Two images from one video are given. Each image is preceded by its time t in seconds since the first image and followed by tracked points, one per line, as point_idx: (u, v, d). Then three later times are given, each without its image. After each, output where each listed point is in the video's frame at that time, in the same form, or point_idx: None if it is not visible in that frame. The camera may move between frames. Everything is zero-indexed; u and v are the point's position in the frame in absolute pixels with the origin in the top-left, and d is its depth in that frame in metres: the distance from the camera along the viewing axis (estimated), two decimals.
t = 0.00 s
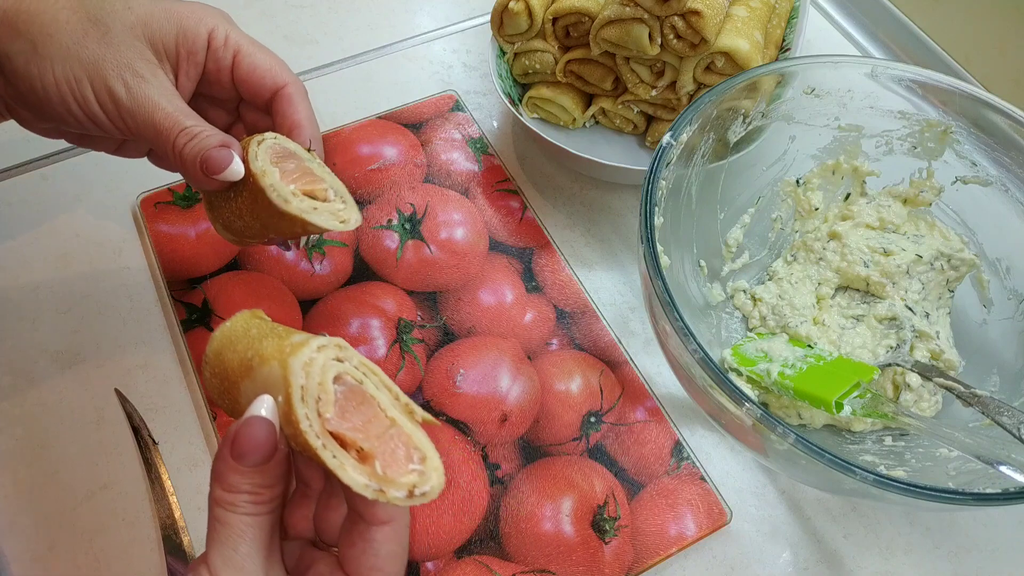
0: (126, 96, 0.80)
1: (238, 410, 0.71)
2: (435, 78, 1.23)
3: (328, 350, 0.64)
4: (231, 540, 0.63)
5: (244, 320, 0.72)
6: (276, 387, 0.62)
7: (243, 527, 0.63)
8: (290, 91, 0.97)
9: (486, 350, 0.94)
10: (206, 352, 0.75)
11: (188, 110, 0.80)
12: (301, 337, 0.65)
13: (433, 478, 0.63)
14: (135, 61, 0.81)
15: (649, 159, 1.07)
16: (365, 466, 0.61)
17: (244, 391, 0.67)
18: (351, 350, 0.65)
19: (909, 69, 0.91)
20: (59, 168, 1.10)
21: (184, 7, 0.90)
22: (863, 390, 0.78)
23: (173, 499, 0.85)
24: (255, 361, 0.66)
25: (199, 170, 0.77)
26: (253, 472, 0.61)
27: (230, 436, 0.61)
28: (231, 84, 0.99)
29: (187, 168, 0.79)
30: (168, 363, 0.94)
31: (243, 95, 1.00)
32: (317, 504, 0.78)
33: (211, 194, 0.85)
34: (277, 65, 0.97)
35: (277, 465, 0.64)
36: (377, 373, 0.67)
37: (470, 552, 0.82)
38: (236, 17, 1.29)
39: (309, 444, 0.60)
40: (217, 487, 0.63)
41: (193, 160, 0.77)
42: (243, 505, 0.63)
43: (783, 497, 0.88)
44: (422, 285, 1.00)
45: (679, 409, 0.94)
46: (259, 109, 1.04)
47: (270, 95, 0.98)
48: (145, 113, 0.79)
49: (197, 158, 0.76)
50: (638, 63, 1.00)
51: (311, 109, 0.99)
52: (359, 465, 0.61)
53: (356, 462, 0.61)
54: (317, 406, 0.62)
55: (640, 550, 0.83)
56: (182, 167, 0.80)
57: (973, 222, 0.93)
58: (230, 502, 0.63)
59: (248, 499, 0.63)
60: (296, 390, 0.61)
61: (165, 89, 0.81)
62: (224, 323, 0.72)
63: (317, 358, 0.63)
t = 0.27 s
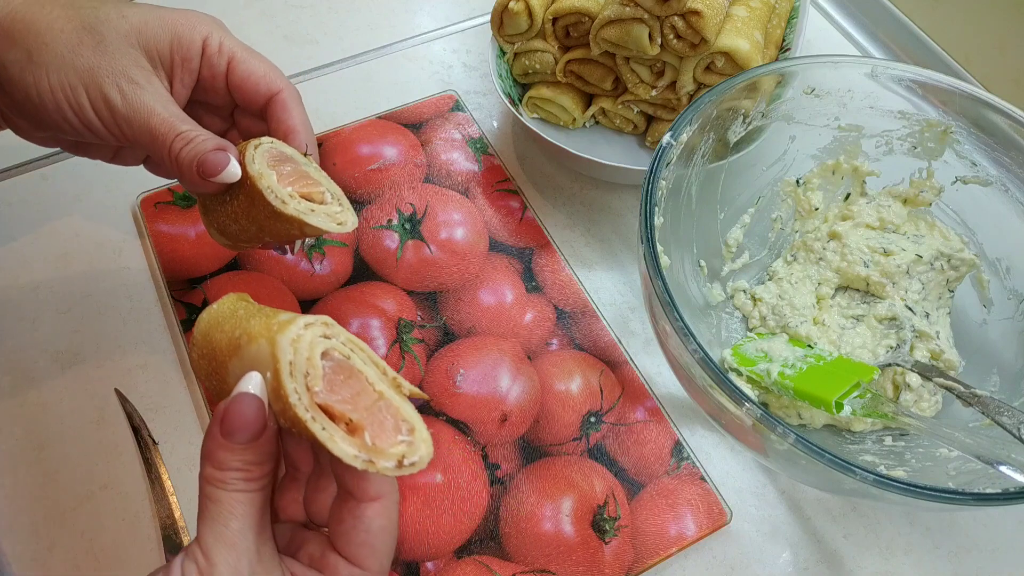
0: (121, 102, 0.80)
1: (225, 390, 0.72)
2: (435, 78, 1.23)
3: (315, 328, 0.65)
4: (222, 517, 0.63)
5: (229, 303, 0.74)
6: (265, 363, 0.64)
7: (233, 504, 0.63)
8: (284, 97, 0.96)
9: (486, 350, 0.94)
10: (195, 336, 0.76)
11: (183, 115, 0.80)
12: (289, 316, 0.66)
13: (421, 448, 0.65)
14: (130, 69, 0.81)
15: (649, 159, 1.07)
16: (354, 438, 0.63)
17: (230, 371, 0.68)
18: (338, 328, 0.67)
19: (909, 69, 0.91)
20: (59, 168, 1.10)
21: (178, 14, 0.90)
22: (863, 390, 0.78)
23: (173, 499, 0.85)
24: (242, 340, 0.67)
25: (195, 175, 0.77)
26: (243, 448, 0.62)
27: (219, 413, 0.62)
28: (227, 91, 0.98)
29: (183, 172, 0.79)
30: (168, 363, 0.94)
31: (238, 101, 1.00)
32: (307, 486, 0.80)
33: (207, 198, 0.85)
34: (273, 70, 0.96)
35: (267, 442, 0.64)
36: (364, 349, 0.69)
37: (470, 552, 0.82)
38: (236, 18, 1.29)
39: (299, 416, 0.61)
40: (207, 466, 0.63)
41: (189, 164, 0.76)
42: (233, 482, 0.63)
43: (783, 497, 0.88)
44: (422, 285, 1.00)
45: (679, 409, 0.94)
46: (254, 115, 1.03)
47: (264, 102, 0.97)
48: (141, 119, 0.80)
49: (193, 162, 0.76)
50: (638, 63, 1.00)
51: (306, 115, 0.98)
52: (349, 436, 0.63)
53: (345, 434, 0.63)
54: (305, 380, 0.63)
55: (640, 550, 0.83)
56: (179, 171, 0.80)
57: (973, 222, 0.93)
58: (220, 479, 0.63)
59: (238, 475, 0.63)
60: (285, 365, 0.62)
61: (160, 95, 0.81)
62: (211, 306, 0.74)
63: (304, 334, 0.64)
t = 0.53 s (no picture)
0: (120, 104, 0.80)
1: (228, 387, 0.72)
2: (435, 78, 1.23)
3: (320, 325, 0.65)
4: (227, 512, 0.63)
5: (234, 301, 0.74)
6: (270, 360, 0.64)
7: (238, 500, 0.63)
8: (283, 98, 0.96)
9: (486, 350, 0.94)
10: (200, 331, 0.76)
11: (183, 117, 0.80)
12: (294, 313, 0.66)
13: (426, 444, 0.65)
14: (129, 71, 0.81)
15: (649, 159, 1.07)
16: (360, 433, 0.64)
17: (236, 367, 0.68)
18: (343, 324, 0.67)
19: (908, 69, 0.91)
20: (59, 168, 1.10)
21: (175, 16, 0.90)
22: (863, 390, 0.78)
23: (174, 499, 0.86)
24: (248, 337, 0.67)
25: (195, 175, 0.77)
26: (249, 444, 0.62)
27: (225, 409, 0.62)
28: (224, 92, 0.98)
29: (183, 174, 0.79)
30: (168, 363, 0.94)
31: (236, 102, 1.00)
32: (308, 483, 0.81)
33: (206, 197, 0.86)
34: (270, 72, 0.96)
35: (272, 438, 0.64)
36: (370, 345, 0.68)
37: (470, 552, 0.82)
38: (236, 18, 1.29)
39: (305, 412, 0.61)
40: (212, 461, 0.64)
41: (188, 165, 0.76)
42: (239, 477, 0.63)
43: (783, 497, 0.88)
44: (422, 285, 1.00)
45: (679, 409, 0.94)
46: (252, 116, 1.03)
47: (263, 103, 0.97)
48: (141, 121, 0.80)
49: (192, 163, 0.75)
50: (638, 63, 1.00)
51: (304, 116, 0.98)
52: (355, 431, 0.64)
53: (351, 429, 0.63)
54: (311, 376, 0.63)
55: (640, 550, 0.83)
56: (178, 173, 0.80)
57: (973, 222, 0.93)
58: (225, 474, 0.63)
59: (244, 471, 0.63)
60: (291, 361, 0.63)
61: (159, 97, 0.81)
62: (216, 303, 0.74)
63: (310, 331, 0.64)
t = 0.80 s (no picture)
0: (121, 92, 0.80)
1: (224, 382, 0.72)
2: (435, 78, 1.23)
3: (314, 321, 0.65)
4: (221, 512, 0.63)
5: (229, 295, 0.74)
6: (263, 357, 0.63)
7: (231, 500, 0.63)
8: (284, 85, 0.96)
9: (486, 350, 0.94)
10: (193, 329, 0.76)
11: (183, 104, 0.80)
12: (288, 308, 0.66)
13: (421, 444, 0.64)
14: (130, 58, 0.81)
15: (649, 159, 1.07)
16: (354, 433, 0.63)
17: (230, 362, 0.69)
18: (337, 321, 0.66)
19: (908, 69, 0.91)
20: (58, 168, 1.10)
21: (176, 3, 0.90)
22: (863, 390, 0.78)
23: (173, 499, 0.86)
24: (241, 333, 0.67)
25: (195, 165, 0.77)
26: (241, 443, 0.62)
27: (218, 409, 0.62)
28: (226, 78, 0.98)
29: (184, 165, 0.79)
30: (168, 363, 0.94)
31: (238, 89, 1.00)
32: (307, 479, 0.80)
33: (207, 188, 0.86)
34: (272, 59, 0.96)
35: (266, 437, 0.65)
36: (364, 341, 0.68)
37: (470, 552, 0.82)
38: (236, 18, 1.29)
39: (297, 412, 0.61)
40: (206, 460, 0.64)
41: (189, 155, 0.76)
42: (232, 476, 0.64)
43: (783, 497, 0.88)
44: (422, 285, 1.00)
45: (679, 409, 0.94)
46: (254, 103, 1.03)
47: (265, 89, 0.97)
48: (141, 108, 0.80)
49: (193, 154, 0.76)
50: (638, 63, 1.00)
51: (306, 101, 0.98)
52: (348, 432, 0.63)
53: (345, 429, 0.63)
54: (304, 374, 0.63)
55: (640, 550, 0.83)
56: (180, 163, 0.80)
57: (973, 223, 0.93)
58: (219, 474, 0.63)
59: (237, 470, 0.64)
60: (283, 358, 0.62)
61: (159, 85, 0.81)
62: (211, 297, 0.75)
63: (304, 327, 0.64)
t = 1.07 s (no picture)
0: (120, 100, 0.81)
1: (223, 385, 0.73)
2: (435, 78, 1.23)
3: (308, 324, 0.66)
4: (219, 516, 0.62)
5: (226, 299, 0.76)
6: (256, 361, 0.64)
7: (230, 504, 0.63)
8: (283, 84, 0.95)
9: (486, 350, 0.94)
10: (190, 330, 0.78)
11: (182, 111, 0.80)
12: (282, 312, 0.67)
13: (412, 451, 0.66)
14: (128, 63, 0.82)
15: (649, 160, 1.07)
16: (344, 440, 0.64)
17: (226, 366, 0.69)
18: (331, 325, 0.67)
19: (908, 69, 0.91)
20: (58, 168, 1.10)
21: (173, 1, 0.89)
22: (863, 390, 0.78)
23: (173, 499, 0.86)
24: (236, 336, 0.68)
25: (191, 175, 0.76)
26: (238, 447, 0.62)
27: (213, 412, 0.62)
28: (225, 78, 0.98)
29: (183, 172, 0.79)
30: (168, 363, 0.94)
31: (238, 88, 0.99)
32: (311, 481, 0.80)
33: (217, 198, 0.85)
34: (270, 57, 0.95)
35: (262, 441, 0.64)
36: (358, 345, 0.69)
37: (470, 552, 0.82)
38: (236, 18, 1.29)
39: (288, 418, 0.62)
40: (204, 466, 0.63)
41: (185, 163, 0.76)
42: (229, 481, 0.63)
43: (783, 497, 0.88)
44: (422, 285, 1.00)
45: (679, 409, 0.94)
46: (254, 101, 1.02)
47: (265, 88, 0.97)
48: (141, 117, 0.80)
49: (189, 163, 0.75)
50: (638, 63, 1.00)
51: (305, 98, 0.97)
52: (339, 438, 0.64)
53: (335, 436, 0.64)
54: (296, 379, 0.64)
55: (640, 550, 0.83)
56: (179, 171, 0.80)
57: (973, 223, 0.93)
58: (216, 479, 0.63)
59: (235, 474, 0.63)
60: (275, 364, 0.63)
61: (158, 91, 0.81)
62: (207, 301, 0.76)
63: (297, 332, 0.65)
